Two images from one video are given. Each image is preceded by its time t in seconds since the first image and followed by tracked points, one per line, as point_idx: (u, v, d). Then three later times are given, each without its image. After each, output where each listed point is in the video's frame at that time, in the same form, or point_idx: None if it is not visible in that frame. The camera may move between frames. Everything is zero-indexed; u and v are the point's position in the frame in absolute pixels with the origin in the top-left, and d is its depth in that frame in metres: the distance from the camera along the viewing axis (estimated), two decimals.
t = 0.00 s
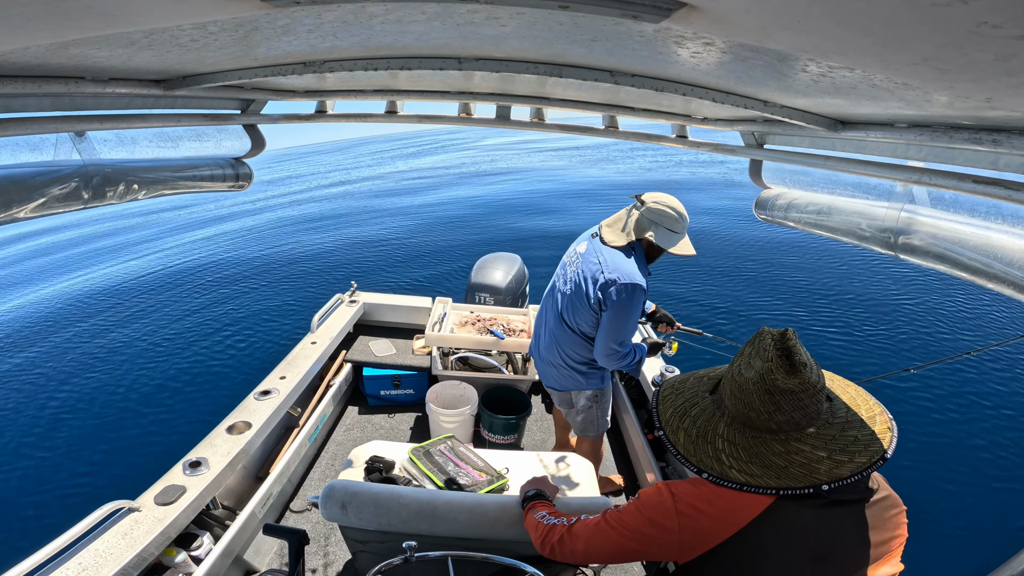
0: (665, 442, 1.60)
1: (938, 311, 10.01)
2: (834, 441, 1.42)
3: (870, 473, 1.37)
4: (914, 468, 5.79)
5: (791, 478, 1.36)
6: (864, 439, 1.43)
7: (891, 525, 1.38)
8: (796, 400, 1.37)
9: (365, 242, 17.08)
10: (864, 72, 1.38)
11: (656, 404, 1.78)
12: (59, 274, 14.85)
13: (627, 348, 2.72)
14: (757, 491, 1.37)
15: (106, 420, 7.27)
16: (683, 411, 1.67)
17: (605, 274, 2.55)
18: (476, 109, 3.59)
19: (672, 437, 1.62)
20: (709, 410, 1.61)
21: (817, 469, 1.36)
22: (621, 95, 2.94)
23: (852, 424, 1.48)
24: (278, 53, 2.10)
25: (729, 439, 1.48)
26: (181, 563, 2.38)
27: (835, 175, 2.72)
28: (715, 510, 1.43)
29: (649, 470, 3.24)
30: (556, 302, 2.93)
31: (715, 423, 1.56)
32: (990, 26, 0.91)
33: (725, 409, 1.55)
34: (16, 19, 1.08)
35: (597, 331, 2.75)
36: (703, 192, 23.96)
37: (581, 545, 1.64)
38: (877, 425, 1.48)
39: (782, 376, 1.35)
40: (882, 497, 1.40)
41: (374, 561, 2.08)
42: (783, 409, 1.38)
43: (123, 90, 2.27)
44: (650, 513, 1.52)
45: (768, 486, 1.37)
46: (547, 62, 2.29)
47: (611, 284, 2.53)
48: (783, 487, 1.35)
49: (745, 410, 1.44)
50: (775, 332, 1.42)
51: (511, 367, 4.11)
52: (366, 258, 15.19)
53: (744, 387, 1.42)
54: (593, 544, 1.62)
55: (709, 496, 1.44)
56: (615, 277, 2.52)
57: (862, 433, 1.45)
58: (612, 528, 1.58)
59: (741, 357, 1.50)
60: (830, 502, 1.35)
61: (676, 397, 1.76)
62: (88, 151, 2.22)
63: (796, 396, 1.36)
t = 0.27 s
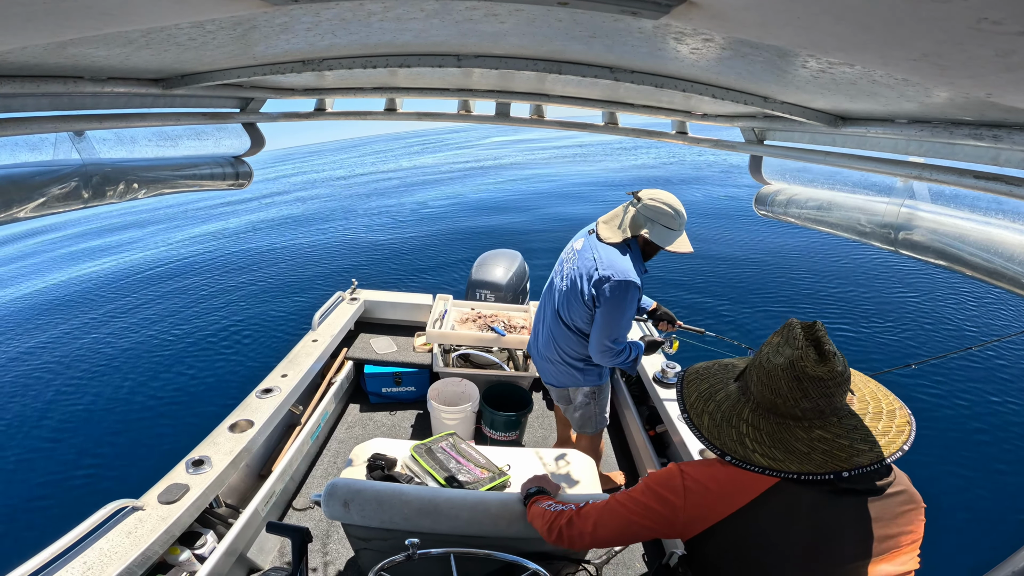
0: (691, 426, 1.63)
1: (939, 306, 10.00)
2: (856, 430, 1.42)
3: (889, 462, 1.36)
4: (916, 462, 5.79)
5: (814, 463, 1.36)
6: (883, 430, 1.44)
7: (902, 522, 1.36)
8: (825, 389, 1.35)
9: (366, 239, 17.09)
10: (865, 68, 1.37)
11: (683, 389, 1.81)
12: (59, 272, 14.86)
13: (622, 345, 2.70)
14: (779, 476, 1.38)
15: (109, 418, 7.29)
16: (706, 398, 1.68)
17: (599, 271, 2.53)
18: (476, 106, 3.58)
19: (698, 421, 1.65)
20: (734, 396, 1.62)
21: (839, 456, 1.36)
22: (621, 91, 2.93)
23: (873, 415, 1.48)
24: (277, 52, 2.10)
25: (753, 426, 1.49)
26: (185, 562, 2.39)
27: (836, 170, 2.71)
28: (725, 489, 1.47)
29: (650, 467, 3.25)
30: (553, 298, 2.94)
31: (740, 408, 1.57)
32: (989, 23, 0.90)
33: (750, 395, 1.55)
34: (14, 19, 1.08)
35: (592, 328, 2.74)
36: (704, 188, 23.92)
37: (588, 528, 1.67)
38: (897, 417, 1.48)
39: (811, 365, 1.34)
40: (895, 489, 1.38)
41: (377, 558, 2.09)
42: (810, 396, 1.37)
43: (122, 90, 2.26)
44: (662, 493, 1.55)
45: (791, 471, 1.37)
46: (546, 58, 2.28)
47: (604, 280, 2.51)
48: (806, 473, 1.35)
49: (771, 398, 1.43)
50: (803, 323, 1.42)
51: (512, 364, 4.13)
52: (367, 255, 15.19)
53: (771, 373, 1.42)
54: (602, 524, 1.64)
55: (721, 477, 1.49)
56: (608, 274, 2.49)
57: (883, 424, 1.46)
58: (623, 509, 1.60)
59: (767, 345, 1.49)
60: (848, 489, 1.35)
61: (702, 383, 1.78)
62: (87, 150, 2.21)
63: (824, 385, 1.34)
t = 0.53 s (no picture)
0: (712, 424, 1.60)
1: (940, 303, 10.00)
2: (876, 428, 1.44)
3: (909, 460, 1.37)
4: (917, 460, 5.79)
5: (839, 460, 1.35)
6: (901, 428, 1.45)
7: (915, 523, 1.35)
8: (853, 388, 1.34)
9: (366, 238, 17.10)
10: (865, 66, 1.37)
11: (700, 386, 1.77)
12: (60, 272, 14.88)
13: (617, 345, 2.69)
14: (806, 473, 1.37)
15: (110, 418, 7.30)
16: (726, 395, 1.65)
17: (593, 270, 2.54)
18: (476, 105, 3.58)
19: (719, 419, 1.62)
20: (755, 394, 1.59)
21: (864, 453, 1.36)
22: (621, 90, 2.92)
23: (890, 413, 1.49)
24: (276, 51, 2.10)
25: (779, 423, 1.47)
26: (187, 562, 2.39)
27: (836, 169, 2.71)
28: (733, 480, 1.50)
29: (651, 465, 3.25)
30: (550, 298, 2.94)
31: (762, 405, 1.55)
32: (989, 21, 0.90)
33: (772, 392, 1.53)
34: (13, 20, 1.08)
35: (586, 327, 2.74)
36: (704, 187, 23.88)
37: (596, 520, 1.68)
38: (912, 416, 1.49)
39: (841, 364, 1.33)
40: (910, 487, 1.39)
41: (378, 557, 2.10)
42: (838, 395, 1.36)
43: (122, 90, 2.26)
44: (672, 482, 1.58)
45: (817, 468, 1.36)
46: (546, 57, 2.28)
47: (597, 280, 2.51)
48: (834, 471, 1.34)
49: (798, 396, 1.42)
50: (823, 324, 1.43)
51: (512, 363, 4.13)
52: (368, 254, 15.19)
53: (798, 370, 1.40)
54: (613, 516, 1.65)
55: (732, 469, 1.51)
56: (602, 274, 2.49)
57: (900, 422, 1.47)
58: (635, 501, 1.62)
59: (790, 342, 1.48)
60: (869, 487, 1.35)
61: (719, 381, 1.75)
62: (87, 150, 2.21)
63: (852, 384, 1.34)
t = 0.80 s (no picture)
0: (730, 429, 1.57)
1: (940, 305, 10.00)
2: (893, 430, 1.44)
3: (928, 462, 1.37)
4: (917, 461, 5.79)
5: (862, 464, 1.34)
6: (918, 430, 1.45)
7: (927, 527, 1.34)
8: (873, 392, 1.34)
9: (366, 239, 17.10)
10: (866, 67, 1.37)
11: (715, 391, 1.74)
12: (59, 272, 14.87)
13: (612, 347, 2.69)
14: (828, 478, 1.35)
15: (110, 418, 7.30)
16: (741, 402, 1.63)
17: (589, 272, 2.54)
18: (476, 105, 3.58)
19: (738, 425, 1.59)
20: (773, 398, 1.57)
21: (884, 456, 1.36)
22: (621, 91, 2.92)
23: (906, 415, 1.50)
24: (277, 51, 2.10)
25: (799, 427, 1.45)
26: (186, 562, 2.39)
27: (836, 170, 2.71)
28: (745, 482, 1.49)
29: (651, 466, 3.25)
30: (547, 298, 2.95)
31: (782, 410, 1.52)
32: (989, 22, 0.90)
33: (790, 397, 1.51)
34: (14, 20, 1.08)
35: (582, 328, 2.74)
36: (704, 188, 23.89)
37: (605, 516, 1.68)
38: (927, 417, 1.51)
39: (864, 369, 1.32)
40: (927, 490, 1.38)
41: (378, 557, 2.10)
42: (859, 400, 1.35)
43: (122, 90, 2.26)
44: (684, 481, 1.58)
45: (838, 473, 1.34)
46: (546, 58, 2.28)
47: (592, 281, 2.51)
48: (857, 474, 1.33)
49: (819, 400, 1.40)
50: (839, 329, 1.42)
51: (512, 363, 4.13)
52: (368, 254, 15.19)
53: (817, 376, 1.39)
54: (623, 513, 1.64)
55: (744, 471, 1.51)
56: (598, 275, 2.49)
57: (917, 423, 1.48)
58: (647, 499, 1.61)
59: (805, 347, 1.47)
60: (890, 490, 1.34)
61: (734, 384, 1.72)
62: (87, 150, 2.21)
63: (874, 390, 1.34)
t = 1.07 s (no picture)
0: (761, 437, 1.55)
1: (941, 305, 9.99)
2: (930, 442, 1.42)
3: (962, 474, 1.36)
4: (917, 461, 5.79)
5: (897, 477, 1.33)
6: (954, 441, 1.43)
7: (956, 540, 1.34)
8: (915, 405, 1.29)
9: (367, 239, 17.10)
10: (867, 68, 1.37)
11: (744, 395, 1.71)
12: (60, 271, 14.88)
13: (612, 348, 2.69)
14: (863, 490, 1.34)
15: (109, 417, 7.29)
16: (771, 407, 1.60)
17: (589, 272, 2.54)
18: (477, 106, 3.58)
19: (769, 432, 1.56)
20: (806, 405, 1.53)
21: (920, 468, 1.35)
22: (622, 91, 2.92)
23: (943, 425, 1.48)
24: (278, 51, 2.10)
25: (833, 438, 1.43)
26: (185, 561, 2.39)
27: (838, 170, 2.71)
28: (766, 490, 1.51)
29: (651, 466, 3.25)
30: (549, 299, 2.94)
31: (815, 419, 1.49)
32: (991, 23, 0.90)
33: (825, 406, 1.47)
34: (13, 19, 1.08)
35: (582, 328, 2.74)
36: (705, 189, 23.88)
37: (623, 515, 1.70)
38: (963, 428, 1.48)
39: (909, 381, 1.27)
40: (956, 502, 1.39)
41: (377, 557, 2.10)
42: (900, 412, 1.31)
43: (123, 89, 2.25)
44: (706, 485, 1.59)
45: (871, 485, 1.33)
46: (547, 58, 2.28)
47: (592, 282, 2.51)
48: (893, 488, 1.31)
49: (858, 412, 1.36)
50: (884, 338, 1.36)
51: (512, 364, 4.12)
52: (368, 254, 15.18)
53: (857, 387, 1.34)
54: (640, 514, 1.66)
55: (769, 479, 1.52)
56: (598, 275, 2.49)
57: (953, 434, 1.46)
58: (667, 500, 1.63)
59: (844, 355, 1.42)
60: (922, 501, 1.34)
61: (765, 389, 1.68)
62: (88, 149, 2.20)
63: (916, 401, 1.29)
